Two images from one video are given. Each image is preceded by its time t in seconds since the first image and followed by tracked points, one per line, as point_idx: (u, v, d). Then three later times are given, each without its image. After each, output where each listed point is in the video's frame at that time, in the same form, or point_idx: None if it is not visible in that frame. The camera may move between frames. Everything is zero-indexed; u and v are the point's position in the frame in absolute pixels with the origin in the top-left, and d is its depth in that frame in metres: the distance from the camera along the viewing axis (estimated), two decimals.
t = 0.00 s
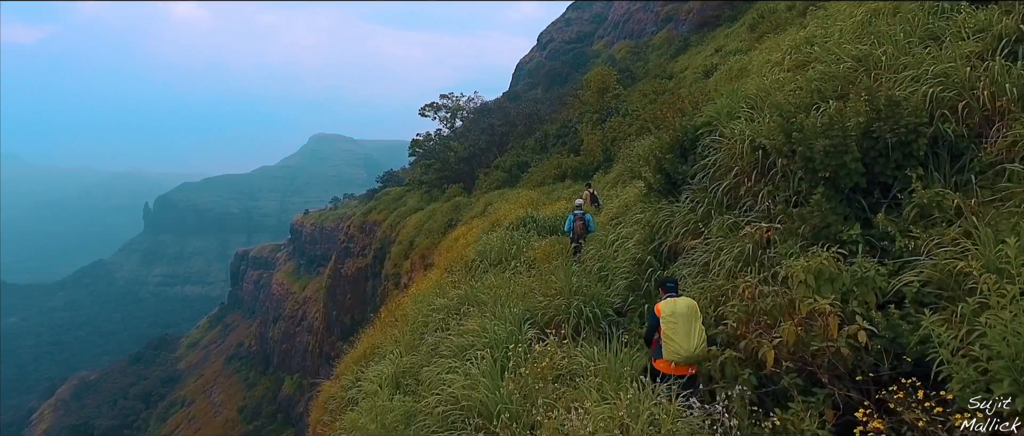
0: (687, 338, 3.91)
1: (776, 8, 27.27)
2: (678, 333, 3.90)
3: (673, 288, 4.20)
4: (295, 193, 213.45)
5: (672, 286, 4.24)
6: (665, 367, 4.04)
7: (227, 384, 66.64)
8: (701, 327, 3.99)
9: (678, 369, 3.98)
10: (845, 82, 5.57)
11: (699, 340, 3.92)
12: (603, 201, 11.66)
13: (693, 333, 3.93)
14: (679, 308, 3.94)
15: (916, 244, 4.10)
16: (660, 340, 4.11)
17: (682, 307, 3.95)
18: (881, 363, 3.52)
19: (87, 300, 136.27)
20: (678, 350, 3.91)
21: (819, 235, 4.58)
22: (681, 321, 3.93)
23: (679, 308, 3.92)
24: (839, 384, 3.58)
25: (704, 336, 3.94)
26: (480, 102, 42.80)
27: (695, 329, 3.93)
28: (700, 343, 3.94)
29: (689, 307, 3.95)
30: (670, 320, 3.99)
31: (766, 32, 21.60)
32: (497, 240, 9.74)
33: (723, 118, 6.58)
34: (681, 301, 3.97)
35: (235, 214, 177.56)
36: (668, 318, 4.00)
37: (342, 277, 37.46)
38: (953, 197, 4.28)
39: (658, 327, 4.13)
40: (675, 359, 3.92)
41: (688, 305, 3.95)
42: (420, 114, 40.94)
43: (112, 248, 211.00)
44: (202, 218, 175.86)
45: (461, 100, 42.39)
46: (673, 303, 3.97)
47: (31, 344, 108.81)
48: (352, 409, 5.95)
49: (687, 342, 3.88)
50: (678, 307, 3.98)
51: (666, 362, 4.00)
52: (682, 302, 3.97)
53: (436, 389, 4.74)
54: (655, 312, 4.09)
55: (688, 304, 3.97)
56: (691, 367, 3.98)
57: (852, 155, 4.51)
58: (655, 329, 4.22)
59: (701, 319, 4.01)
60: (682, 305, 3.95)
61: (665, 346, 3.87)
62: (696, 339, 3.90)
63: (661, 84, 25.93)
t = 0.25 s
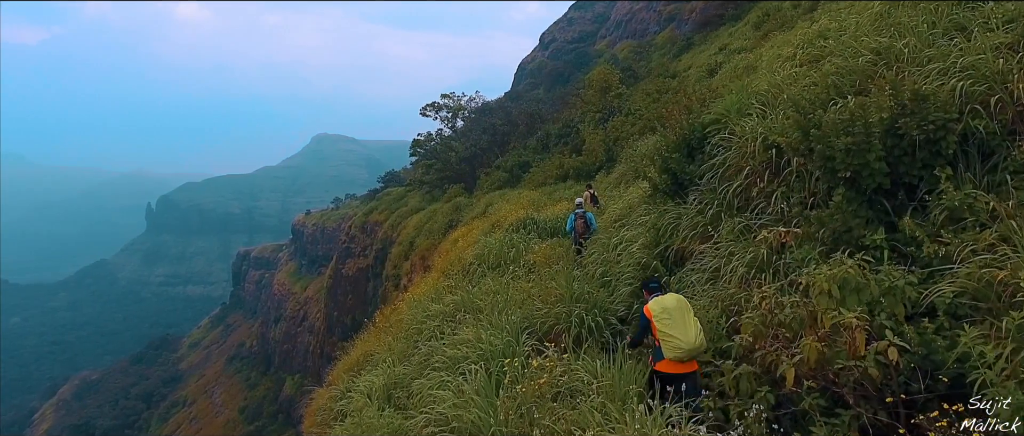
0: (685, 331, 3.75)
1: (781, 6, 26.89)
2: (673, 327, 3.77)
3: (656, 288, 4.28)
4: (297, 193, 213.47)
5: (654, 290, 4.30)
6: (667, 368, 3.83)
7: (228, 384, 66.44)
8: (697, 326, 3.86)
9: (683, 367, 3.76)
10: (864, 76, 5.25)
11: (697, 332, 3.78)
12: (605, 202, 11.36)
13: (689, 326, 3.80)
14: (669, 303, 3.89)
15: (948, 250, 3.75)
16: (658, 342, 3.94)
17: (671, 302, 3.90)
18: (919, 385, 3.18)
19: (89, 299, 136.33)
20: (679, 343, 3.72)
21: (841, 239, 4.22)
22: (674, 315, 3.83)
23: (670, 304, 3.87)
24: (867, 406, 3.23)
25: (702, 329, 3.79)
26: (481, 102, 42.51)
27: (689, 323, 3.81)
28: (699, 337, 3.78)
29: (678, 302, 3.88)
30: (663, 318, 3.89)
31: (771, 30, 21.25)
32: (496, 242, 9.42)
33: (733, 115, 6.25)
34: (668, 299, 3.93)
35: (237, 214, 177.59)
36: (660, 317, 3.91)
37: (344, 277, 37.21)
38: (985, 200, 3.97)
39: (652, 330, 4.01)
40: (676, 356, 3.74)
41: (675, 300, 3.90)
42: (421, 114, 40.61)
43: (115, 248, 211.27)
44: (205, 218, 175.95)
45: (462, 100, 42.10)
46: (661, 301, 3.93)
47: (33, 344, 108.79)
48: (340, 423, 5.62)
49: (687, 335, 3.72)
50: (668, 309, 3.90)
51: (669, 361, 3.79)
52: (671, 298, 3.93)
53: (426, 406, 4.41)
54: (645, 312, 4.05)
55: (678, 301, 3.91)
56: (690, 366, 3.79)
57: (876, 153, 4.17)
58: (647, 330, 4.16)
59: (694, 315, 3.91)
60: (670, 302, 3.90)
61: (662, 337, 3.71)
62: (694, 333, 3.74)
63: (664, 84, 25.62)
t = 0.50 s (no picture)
0: (682, 330, 3.53)
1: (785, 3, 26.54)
2: (670, 326, 3.53)
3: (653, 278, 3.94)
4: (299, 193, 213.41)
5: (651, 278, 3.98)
6: (662, 367, 3.63)
7: (229, 384, 66.22)
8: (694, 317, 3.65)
9: (679, 366, 3.59)
10: (883, 71, 4.98)
11: (695, 328, 3.56)
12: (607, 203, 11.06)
13: (686, 321, 3.57)
14: (666, 297, 3.62)
15: (983, 256, 3.41)
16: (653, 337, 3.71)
17: (668, 296, 3.63)
18: (958, 409, 2.84)
19: (91, 299, 136.37)
20: (675, 341, 3.51)
21: (861, 245, 3.91)
22: (671, 311, 3.58)
23: (665, 298, 3.61)
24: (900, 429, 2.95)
25: (699, 324, 3.58)
26: (482, 101, 42.20)
27: (686, 318, 3.57)
28: (697, 334, 3.56)
29: (675, 295, 3.62)
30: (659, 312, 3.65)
31: (776, 28, 20.91)
32: (495, 244, 9.12)
33: (742, 111, 5.93)
34: (664, 291, 3.66)
35: (238, 214, 177.56)
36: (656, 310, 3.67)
37: (344, 277, 36.93)
38: (1022, 201, 3.63)
39: (647, 324, 3.78)
40: (672, 355, 3.53)
41: (674, 294, 3.64)
42: (421, 114, 40.30)
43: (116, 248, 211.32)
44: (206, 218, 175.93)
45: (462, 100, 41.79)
46: (657, 293, 3.67)
47: (35, 344, 108.74)
48: None
49: (684, 334, 3.49)
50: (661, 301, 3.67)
51: (664, 360, 3.59)
52: (667, 291, 3.66)
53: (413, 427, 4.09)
54: (641, 308, 3.80)
55: (675, 293, 3.66)
56: (688, 363, 3.61)
57: (901, 150, 3.86)
58: (639, 324, 3.91)
59: (692, 306, 3.66)
60: (667, 295, 3.64)
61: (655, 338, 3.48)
62: (691, 329, 3.52)
63: (665, 82, 25.29)
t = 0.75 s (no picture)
0: (693, 345, 3.41)
1: None
2: (681, 340, 3.40)
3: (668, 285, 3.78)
4: (307, 193, 214.23)
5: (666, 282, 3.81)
6: (668, 381, 3.53)
7: (238, 384, 66.41)
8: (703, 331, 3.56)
9: (684, 382, 3.48)
10: (914, 63, 4.64)
11: (705, 344, 3.45)
12: (616, 204, 10.72)
13: (697, 337, 3.46)
14: (679, 310, 3.50)
15: None
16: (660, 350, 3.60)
17: (682, 308, 3.52)
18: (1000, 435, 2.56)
19: (103, 299, 137.57)
20: (683, 357, 3.41)
21: (898, 252, 3.53)
22: (682, 325, 3.47)
23: (678, 310, 3.50)
24: None
25: (710, 342, 3.48)
26: (489, 101, 41.88)
27: (697, 333, 3.48)
28: (706, 350, 3.46)
29: (688, 308, 3.51)
30: (669, 324, 3.54)
31: (789, 24, 20.40)
32: (499, 247, 8.77)
33: (760, 107, 5.56)
34: (678, 300, 3.56)
35: (248, 215, 178.61)
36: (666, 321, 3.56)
37: (352, 278, 36.80)
38: None
39: (654, 333, 3.67)
40: (679, 369, 3.42)
41: (687, 306, 3.53)
42: (428, 114, 40.08)
43: (127, 248, 213.07)
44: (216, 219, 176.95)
45: (469, 100, 41.48)
46: (669, 304, 3.56)
47: (47, 343, 109.83)
48: None
49: (694, 349, 3.38)
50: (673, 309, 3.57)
51: (670, 373, 3.49)
52: (680, 303, 3.56)
53: None
54: (650, 316, 3.68)
55: (688, 304, 3.55)
56: (695, 379, 3.50)
57: (943, 146, 3.48)
58: (645, 336, 3.81)
59: (703, 320, 3.56)
60: (681, 306, 3.53)
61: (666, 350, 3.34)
62: (701, 344, 3.42)
63: (675, 81, 24.86)
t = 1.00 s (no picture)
0: (701, 341, 3.30)
1: None
2: (690, 335, 3.29)
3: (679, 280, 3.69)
4: (312, 193, 214.55)
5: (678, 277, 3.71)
6: (671, 378, 3.40)
7: (242, 384, 66.30)
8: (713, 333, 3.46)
9: (686, 381, 3.37)
10: (941, 54, 4.37)
11: (714, 342, 3.34)
12: (623, 203, 10.38)
13: (706, 334, 3.35)
14: (691, 306, 3.39)
15: None
16: (664, 345, 3.48)
17: (694, 303, 3.42)
18: None
19: (109, 299, 137.99)
20: (689, 353, 3.30)
21: (932, 260, 3.21)
22: (692, 322, 3.35)
23: (689, 306, 3.39)
24: None
25: (720, 341, 3.37)
26: (492, 101, 41.56)
27: (707, 329, 3.36)
28: (714, 349, 3.34)
29: (699, 305, 3.42)
30: (677, 319, 3.42)
31: (796, 22, 20.03)
32: (500, 250, 8.47)
33: (776, 103, 5.25)
34: (691, 294, 3.49)
35: (253, 215, 179.05)
36: (674, 315, 3.45)
37: (355, 278, 36.58)
38: None
39: (660, 330, 3.55)
40: (684, 367, 3.31)
41: (698, 303, 3.43)
42: (431, 114, 39.82)
43: (133, 249, 213.85)
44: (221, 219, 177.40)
45: (472, 99, 41.17)
46: (680, 296, 3.45)
47: (54, 343, 110.27)
48: None
49: (701, 347, 3.27)
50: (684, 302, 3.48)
51: (672, 370, 3.38)
52: (692, 299, 3.45)
53: None
54: (657, 313, 3.56)
55: (699, 298, 3.46)
56: (700, 378, 3.39)
57: (985, 142, 3.14)
58: (651, 334, 3.68)
59: (714, 318, 3.45)
60: (693, 300, 3.43)
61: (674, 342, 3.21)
62: (710, 343, 3.30)
63: (681, 80, 24.50)
